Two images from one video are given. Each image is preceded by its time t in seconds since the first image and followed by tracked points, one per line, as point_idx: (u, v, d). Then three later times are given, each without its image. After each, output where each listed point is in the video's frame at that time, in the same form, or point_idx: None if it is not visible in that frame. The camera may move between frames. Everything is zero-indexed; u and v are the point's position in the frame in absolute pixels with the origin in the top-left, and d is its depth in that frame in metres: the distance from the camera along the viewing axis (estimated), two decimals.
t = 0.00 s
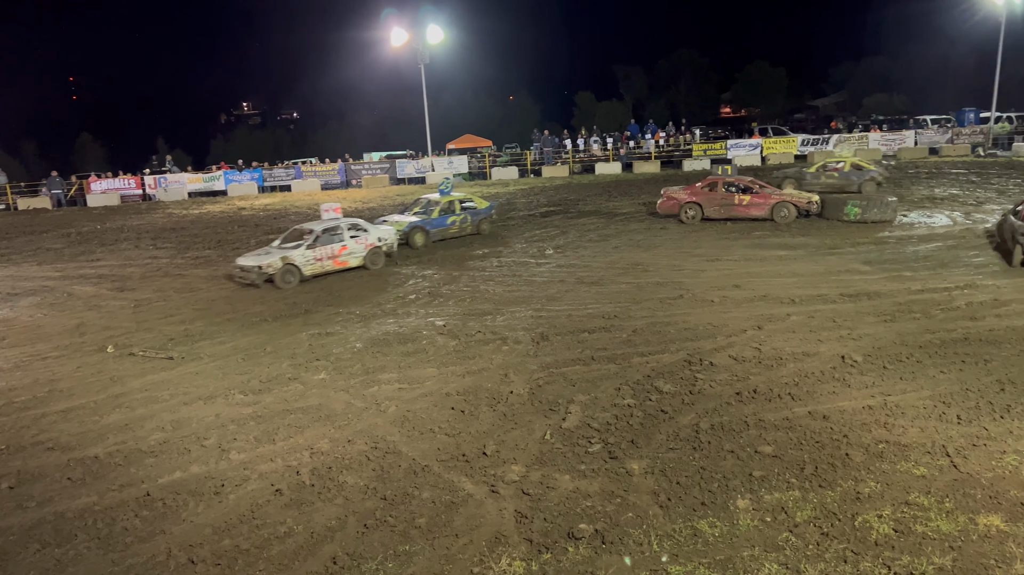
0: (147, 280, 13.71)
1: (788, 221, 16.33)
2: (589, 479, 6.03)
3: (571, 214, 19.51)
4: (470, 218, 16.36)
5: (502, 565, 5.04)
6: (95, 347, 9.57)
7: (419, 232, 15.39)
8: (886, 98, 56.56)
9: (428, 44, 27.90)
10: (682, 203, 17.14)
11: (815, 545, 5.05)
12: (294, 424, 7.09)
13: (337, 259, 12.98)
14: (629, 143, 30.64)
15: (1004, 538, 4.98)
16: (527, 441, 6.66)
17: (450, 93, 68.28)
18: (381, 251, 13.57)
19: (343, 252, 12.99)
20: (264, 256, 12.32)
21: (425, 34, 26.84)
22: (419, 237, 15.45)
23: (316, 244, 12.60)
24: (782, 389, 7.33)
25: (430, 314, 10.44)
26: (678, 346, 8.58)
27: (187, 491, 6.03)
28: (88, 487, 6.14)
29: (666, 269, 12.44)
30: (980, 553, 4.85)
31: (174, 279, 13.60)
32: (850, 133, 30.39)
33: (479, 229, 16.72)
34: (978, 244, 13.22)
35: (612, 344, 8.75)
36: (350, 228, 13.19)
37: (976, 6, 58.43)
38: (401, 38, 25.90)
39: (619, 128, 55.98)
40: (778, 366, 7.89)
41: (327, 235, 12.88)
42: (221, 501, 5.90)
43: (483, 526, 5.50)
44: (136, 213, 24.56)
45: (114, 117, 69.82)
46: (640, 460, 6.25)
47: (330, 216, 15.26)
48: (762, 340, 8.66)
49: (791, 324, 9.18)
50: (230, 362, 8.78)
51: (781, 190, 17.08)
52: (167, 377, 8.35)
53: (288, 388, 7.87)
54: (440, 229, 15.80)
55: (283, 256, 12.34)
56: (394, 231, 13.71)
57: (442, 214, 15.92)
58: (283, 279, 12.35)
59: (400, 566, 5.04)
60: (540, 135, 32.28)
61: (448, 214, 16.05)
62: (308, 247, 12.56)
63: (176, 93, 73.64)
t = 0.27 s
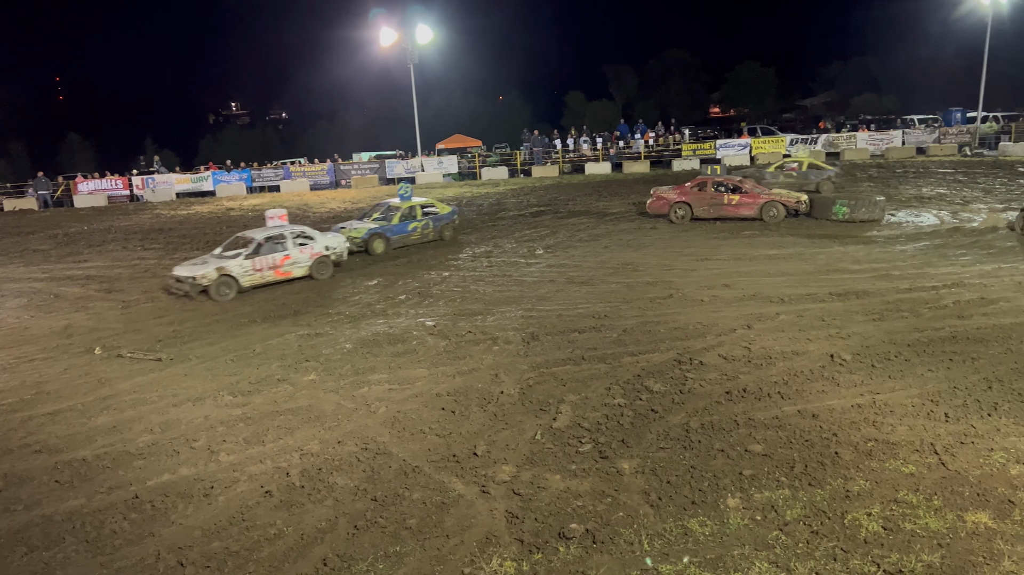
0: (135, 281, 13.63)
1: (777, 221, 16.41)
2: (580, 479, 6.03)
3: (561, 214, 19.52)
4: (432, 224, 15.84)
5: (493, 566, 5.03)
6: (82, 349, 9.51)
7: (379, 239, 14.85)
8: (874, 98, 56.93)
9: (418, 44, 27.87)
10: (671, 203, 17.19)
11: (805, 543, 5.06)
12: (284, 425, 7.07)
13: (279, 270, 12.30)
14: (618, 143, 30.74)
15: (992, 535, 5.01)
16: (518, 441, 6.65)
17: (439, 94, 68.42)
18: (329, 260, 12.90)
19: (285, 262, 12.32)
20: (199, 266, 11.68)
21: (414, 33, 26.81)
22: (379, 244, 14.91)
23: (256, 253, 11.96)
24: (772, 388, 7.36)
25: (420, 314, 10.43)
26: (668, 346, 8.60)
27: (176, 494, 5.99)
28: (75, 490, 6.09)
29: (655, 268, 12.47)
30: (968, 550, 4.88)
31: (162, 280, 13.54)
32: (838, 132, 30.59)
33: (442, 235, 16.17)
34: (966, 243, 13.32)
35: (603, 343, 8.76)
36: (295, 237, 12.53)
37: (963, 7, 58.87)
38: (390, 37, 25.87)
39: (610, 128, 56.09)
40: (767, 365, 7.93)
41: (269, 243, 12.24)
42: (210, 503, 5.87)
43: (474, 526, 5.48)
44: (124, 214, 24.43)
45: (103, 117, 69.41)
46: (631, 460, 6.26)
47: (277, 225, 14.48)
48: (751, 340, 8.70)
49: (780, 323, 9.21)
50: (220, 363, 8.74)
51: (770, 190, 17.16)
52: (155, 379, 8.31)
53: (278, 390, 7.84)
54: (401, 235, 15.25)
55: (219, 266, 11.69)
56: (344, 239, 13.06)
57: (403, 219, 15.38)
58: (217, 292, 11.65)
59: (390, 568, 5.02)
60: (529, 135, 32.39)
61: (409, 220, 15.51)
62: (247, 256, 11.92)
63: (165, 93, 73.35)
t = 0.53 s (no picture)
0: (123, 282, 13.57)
1: (767, 220, 16.47)
2: (572, 479, 6.04)
3: (553, 214, 19.54)
4: (392, 230, 15.14)
5: (485, 566, 5.02)
6: (71, 350, 9.45)
7: (337, 247, 14.10)
8: (864, 98, 57.29)
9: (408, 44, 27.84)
10: (661, 203, 17.23)
11: (795, 541, 5.08)
12: (274, 426, 7.05)
13: (213, 282, 11.67)
14: (609, 143, 30.81)
15: (980, 532, 5.04)
16: (509, 441, 6.66)
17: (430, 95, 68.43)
18: (269, 272, 12.30)
19: (220, 273, 11.68)
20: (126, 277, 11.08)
21: (405, 33, 26.77)
22: (336, 252, 14.17)
23: (187, 264, 11.34)
24: (762, 387, 7.39)
25: (411, 315, 10.41)
26: (659, 345, 8.61)
27: (166, 496, 5.97)
28: (64, 493, 6.06)
29: (646, 268, 12.49)
30: (957, 548, 4.90)
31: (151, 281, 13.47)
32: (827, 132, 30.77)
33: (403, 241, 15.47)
34: (954, 242, 13.41)
35: (594, 343, 8.78)
36: (231, 248, 11.88)
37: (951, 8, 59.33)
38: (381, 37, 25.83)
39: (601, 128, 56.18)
40: (757, 364, 7.96)
41: (203, 254, 11.61)
42: (200, 505, 5.85)
43: (466, 527, 5.47)
44: (113, 214, 24.31)
45: (93, 118, 69.01)
46: (622, 459, 6.27)
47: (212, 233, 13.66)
48: (742, 339, 8.72)
49: (770, 323, 9.25)
50: (209, 365, 8.71)
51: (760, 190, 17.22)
52: (144, 381, 8.27)
53: (268, 391, 7.81)
54: (360, 242, 14.52)
55: (146, 278, 11.08)
56: (286, 250, 12.45)
57: (361, 225, 14.65)
58: (142, 305, 11.03)
59: (382, 568, 5.00)
60: (520, 135, 32.44)
61: (368, 226, 14.79)
62: (178, 267, 11.30)
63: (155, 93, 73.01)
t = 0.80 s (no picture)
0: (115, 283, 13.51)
1: (758, 220, 16.52)
2: (564, 479, 6.04)
3: (545, 214, 19.54)
4: (350, 239, 14.46)
5: (478, 566, 5.02)
6: (61, 352, 9.41)
7: (290, 257, 13.39)
8: (855, 99, 57.57)
9: (400, 44, 27.80)
10: (653, 203, 17.27)
11: (787, 540, 5.10)
12: (266, 427, 7.03)
13: (139, 294, 11.04)
14: (601, 143, 30.85)
15: (971, 530, 5.07)
16: (502, 441, 6.66)
17: (423, 96, 68.34)
18: (201, 284, 11.64)
19: (146, 285, 11.07)
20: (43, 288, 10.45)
21: (396, 33, 26.73)
22: (290, 262, 13.46)
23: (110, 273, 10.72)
24: (753, 386, 7.41)
25: (403, 315, 10.40)
26: (651, 345, 8.63)
27: (158, 497, 5.94)
28: (55, 495, 6.02)
29: (637, 268, 12.51)
30: (948, 546, 4.93)
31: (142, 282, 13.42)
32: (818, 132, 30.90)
33: (362, 250, 14.78)
34: (945, 241, 13.48)
35: (586, 343, 8.79)
36: (159, 258, 11.27)
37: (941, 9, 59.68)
38: (372, 37, 25.78)
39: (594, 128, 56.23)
40: (749, 363, 7.98)
41: (128, 264, 10.99)
42: (192, 506, 5.82)
43: (459, 527, 5.47)
44: (104, 215, 24.19)
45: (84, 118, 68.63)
46: (614, 459, 6.28)
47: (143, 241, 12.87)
48: (733, 338, 8.75)
49: (761, 322, 9.27)
50: (201, 366, 8.68)
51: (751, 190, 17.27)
52: (135, 382, 8.23)
53: (259, 392, 7.79)
54: (315, 251, 13.82)
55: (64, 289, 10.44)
56: (220, 261, 11.85)
57: (317, 234, 13.95)
58: (60, 317, 10.39)
59: (374, 569, 4.99)
60: (512, 136, 32.46)
61: (325, 234, 14.09)
62: (100, 278, 10.69)
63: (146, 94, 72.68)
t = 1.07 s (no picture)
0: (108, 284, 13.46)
1: (752, 220, 16.56)
2: (559, 479, 6.04)
3: (540, 215, 19.55)
4: (305, 247, 13.71)
5: (472, 566, 5.01)
6: (54, 352, 9.37)
7: (237, 267, 12.67)
8: (848, 99, 57.77)
9: (394, 44, 27.78)
10: (647, 203, 17.29)
11: (781, 540, 5.11)
12: (260, 428, 7.02)
13: (56, 308, 10.44)
14: (595, 143, 30.88)
15: (963, 529, 5.09)
16: (496, 441, 6.66)
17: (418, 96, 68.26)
18: (125, 297, 11.01)
19: (64, 299, 10.46)
20: None
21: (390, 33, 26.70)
22: (237, 272, 12.73)
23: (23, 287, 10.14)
24: (747, 386, 7.43)
25: (397, 316, 10.39)
26: (646, 345, 8.64)
27: (151, 498, 5.93)
28: (47, 496, 6.00)
29: (631, 268, 12.53)
30: (941, 545, 4.94)
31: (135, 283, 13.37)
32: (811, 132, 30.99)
33: (319, 258, 14.02)
34: (938, 241, 13.54)
35: (580, 343, 8.80)
36: (79, 270, 10.68)
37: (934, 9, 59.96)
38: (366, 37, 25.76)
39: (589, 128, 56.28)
40: (743, 363, 8.00)
41: (45, 277, 10.41)
42: (186, 507, 5.81)
43: (453, 528, 5.46)
44: (96, 215, 24.10)
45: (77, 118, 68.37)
46: (609, 459, 6.28)
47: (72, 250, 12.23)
48: (727, 338, 8.76)
49: (755, 322, 9.29)
50: (194, 366, 8.66)
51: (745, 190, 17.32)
52: (128, 383, 8.20)
53: (253, 392, 7.78)
54: (266, 261, 13.08)
55: None
56: (148, 272, 11.23)
57: (268, 242, 13.20)
58: None
59: (369, 570, 4.98)
60: (506, 136, 32.48)
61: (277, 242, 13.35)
62: (12, 292, 10.11)
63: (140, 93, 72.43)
